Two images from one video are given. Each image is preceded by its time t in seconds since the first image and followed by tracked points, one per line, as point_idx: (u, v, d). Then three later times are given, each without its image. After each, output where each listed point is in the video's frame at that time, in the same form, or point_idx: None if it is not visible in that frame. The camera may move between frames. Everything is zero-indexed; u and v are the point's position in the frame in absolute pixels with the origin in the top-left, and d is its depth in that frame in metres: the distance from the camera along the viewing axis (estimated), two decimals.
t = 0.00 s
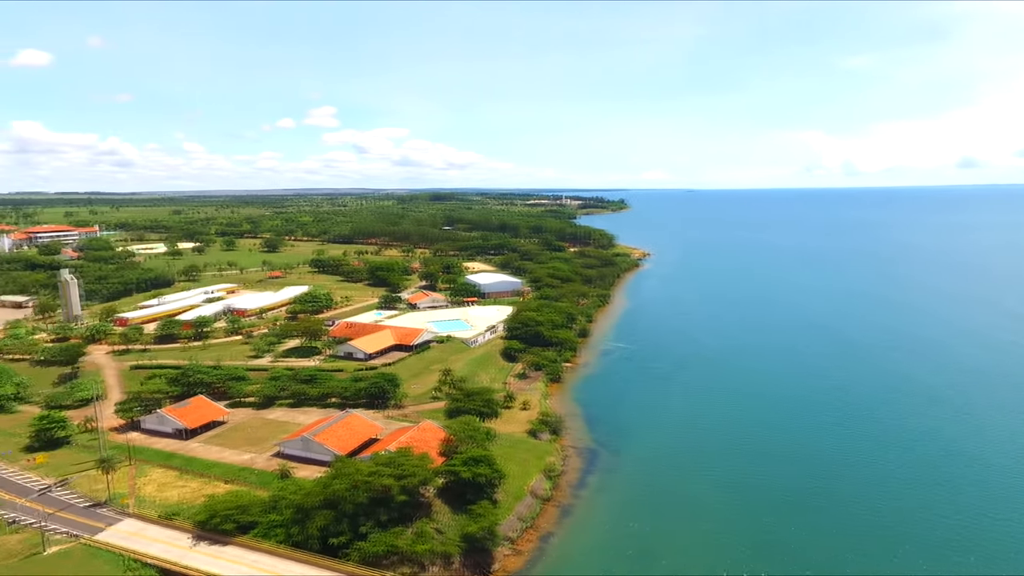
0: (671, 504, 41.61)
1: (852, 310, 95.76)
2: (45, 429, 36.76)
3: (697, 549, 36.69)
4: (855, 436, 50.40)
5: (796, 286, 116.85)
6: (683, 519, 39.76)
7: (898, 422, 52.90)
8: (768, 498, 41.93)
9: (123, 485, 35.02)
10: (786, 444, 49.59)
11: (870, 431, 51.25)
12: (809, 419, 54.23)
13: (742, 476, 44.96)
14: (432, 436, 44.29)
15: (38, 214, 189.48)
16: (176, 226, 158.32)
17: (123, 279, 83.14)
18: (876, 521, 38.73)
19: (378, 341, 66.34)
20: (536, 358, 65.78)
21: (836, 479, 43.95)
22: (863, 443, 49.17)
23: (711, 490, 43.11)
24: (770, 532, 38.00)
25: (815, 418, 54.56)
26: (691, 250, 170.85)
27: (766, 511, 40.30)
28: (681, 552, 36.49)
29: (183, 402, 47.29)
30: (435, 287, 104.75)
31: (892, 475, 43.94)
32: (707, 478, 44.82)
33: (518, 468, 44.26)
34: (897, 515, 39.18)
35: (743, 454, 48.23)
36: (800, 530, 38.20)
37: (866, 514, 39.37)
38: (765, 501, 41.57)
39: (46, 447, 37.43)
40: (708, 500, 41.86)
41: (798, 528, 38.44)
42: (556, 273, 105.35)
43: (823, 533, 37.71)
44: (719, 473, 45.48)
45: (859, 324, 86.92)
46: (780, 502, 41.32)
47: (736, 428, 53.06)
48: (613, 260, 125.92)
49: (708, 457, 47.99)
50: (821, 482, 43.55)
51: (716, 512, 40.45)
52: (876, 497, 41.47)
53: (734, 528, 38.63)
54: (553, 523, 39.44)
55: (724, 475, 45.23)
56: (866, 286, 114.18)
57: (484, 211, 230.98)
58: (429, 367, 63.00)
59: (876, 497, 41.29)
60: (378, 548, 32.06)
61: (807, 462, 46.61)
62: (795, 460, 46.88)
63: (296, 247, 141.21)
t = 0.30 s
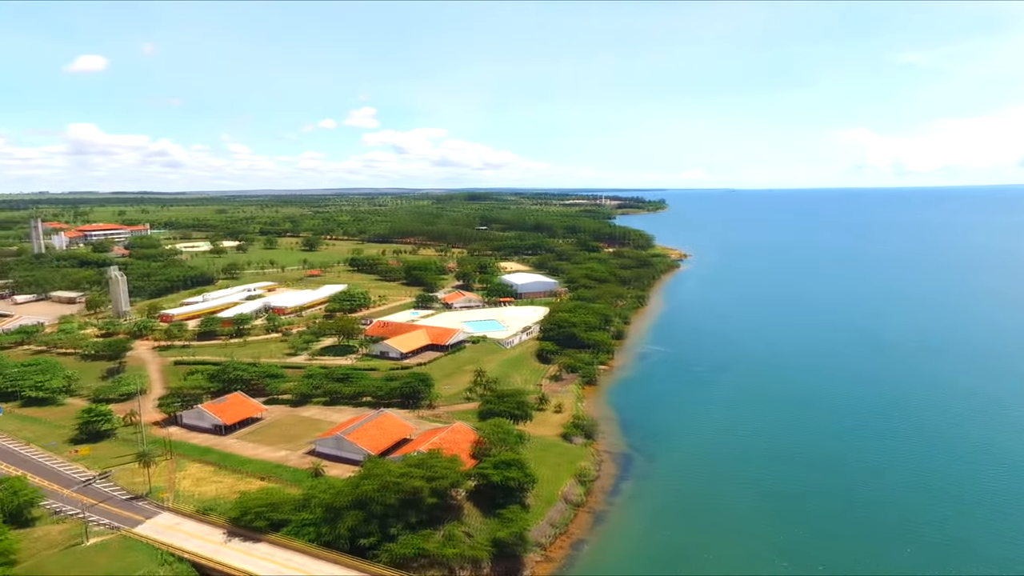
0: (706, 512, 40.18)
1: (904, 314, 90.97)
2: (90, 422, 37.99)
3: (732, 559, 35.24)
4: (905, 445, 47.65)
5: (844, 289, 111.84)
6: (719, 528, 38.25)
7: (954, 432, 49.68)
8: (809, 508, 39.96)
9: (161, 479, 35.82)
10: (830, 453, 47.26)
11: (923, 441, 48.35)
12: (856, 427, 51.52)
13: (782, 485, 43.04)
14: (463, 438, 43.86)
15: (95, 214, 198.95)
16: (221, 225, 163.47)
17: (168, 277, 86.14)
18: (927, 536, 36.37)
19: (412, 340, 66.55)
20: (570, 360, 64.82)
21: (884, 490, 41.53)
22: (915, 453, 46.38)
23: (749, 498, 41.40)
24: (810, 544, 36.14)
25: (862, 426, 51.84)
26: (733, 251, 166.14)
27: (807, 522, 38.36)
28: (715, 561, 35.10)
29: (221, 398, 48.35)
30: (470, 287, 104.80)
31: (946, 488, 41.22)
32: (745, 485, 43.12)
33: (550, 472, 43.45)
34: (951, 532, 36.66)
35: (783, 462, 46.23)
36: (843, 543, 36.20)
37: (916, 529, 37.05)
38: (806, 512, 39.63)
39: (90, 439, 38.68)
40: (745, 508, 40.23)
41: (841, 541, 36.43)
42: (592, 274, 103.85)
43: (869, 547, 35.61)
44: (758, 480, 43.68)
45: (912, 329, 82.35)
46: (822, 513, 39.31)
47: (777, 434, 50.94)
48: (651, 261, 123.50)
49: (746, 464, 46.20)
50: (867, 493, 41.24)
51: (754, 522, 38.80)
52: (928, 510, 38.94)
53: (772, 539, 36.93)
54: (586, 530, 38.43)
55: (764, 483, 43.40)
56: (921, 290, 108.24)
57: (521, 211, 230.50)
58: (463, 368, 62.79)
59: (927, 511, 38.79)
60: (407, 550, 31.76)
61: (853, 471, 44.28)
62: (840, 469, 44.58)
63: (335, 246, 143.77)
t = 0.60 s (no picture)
0: (744, 521, 38.48)
1: (962, 319, 85.90)
2: (132, 416, 39.12)
3: (770, 571, 33.61)
4: (961, 457, 44.74)
5: (897, 292, 106.35)
6: (756, 538, 36.58)
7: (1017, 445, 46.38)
8: (856, 521, 37.85)
9: (197, 474, 36.50)
10: (878, 462, 44.76)
11: (981, 453, 45.32)
12: (907, 436, 48.73)
13: (826, 495, 40.91)
14: (495, 440, 43.19)
15: (147, 213, 207.50)
16: (263, 224, 167.92)
17: (211, 275, 88.73)
18: (987, 555, 33.90)
19: (446, 340, 66.45)
20: (606, 363, 63.56)
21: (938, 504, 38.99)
22: (972, 466, 43.50)
23: (789, 508, 39.54)
24: (855, 558, 34.16)
25: (913, 435, 48.96)
26: (777, 253, 160.82)
27: (854, 536, 36.31)
28: (752, 572, 33.52)
29: (257, 395, 49.21)
30: (505, 287, 104.38)
31: (1007, 504, 38.45)
32: (785, 494, 41.20)
33: (583, 477, 42.46)
34: (1013, 552, 34.07)
35: (827, 471, 43.99)
36: (892, 559, 34.09)
37: (973, 547, 34.60)
38: (852, 524, 37.53)
39: (132, 433, 39.80)
40: (785, 518, 38.39)
41: (890, 557, 34.30)
42: (628, 275, 101.92)
43: (920, 565, 33.42)
44: (801, 490, 41.68)
45: (971, 335, 77.59)
46: (870, 527, 37.17)
47: (821, 442, 48.59)
48: (690, 262, 120.57)
49: (787, 472, 44.19)
50: (919, 507, 38.76)
51: (795, 533, 36.94)
52: (986, 528, 36.34)
53: (814, 552, 35.09)
54: (619, 537, 37.30)
55: (806, 493, 41.33)
56: (982, 294, 101.87)
57: (558, 211, 229.11)
58: (496, 369, 62.32)
59: (986, 529, 36.24)
60: (436, 553, 31.35)
61: (903, 484, 41.78)
62: (889, 481, 42.12)
63: (372, 245, 145.72)
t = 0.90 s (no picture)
0: (788, 537, 36.49)
1: None
2: (176, 411, 40.36)
3: None
4: None
5: (960, 296, 100.15)
6: (802, 555, 34.72)
7: None
8: (911, 542, 35.52)
9: (236, 469, 37.23)
10: (936, 480, 42.06)
11: None
12: (969, 452, 45.51)
13: (878, 513, 38.47)
14: (529, 444, 42.33)
15: (199, 213, 215.70)
16: (307, 223, 171.94)
17: (255, 272, 91.17)
18: None
19: (483, 341, 66.14)
20: (645, 366, 61.96)
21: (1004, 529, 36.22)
22: None
23: (837, 524, 37.44)
24: None
25: (975, 452, 45.70)
26: (828, 254, 154.16)
27: (909, 559, 34.05)
28: None
29: (296, 392, 49.97)
30: (543, 288, 103.47)
31: None
32: (833, 509, 39.07)
33: (619, 483, 41.23)
34: None
35: (879, 487, 41.43)
36: None
37: None
38: (907, 546, 35.22)
39: (176, 427, 40.94)
40: (833, 534, 36.29)
41: None
42: (670, 276, 99.38)
43: None
44: (850, 505, 39.46)
45: None
46: (928, 550, 34.78)
47: (873, 455, 45.96)
48: (734, 264, 116.88)
49: (835, 486, 41.83)
50: (982, 531, 36.13)
51: (842, 552, 34.84)
52: None
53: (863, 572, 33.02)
54: (656, 547, 36.03)
55: (856, 509, 38.98)
56: None
57: (599, 211, 226.08)
58: (532, 370, 61.55)
59: None
60: (468, 558, 30.79)
61: (963, 505, 38.91)
62: (947, 501, 39.30)
63: (412, 244, 147.31)
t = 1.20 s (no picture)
0: (835, 554, 34.53)
1: None
2: (215, 406, 41.40)
3: None
4: None
5: None
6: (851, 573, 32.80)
7: None
8: (972, 567, 33.22)
9: (272, 466, 37.80)
10: (998, 500, 39.37)
11: None
12: None
13: (935, 533, 36.09)
14: (562, 448, 41.24)
15: (244, 211, 222.08)
16: (348, 222, 175.10)
17: (295, 271, 93.12)
18: None
19: (517, 341, 65.56)
20: (683, 369, 60.15)
21: None
22: None
23: (890, 543, 35.32)
24: None
25: None
26: (880, 257, 147.42)
27: None
28: None
29: (331, 389, 50.50)
30: (580, 288, 102.17)
31: None
32: (885, 527, 36.91)
33: (655, 490, 39.91)
34: None
35: (934, 504, 39.05)
36: None
37: None
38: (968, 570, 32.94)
39: (215, 422, 42.02)
40: (884, 554, 34.26)
41: None
42: (711, 277, 96.56)
43: None
44: (903, 523, 37.24)
45: None
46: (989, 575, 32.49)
47: (927, 470, 43.40)
48: (779, 266, 112.82)
49: (885, 501, 39.63)
50: None
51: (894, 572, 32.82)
52: None
53: None
54: (693, 559, 34.69)
55: (910, 529, 36.68)
56: None
57: (638, 210, 222.54)
58: (567, 372, 60.65)
59: None
60: (498, 563, 30.07)
61: None
62: (1012, 524, 36.68)
63: (450, 244, 148.12)
